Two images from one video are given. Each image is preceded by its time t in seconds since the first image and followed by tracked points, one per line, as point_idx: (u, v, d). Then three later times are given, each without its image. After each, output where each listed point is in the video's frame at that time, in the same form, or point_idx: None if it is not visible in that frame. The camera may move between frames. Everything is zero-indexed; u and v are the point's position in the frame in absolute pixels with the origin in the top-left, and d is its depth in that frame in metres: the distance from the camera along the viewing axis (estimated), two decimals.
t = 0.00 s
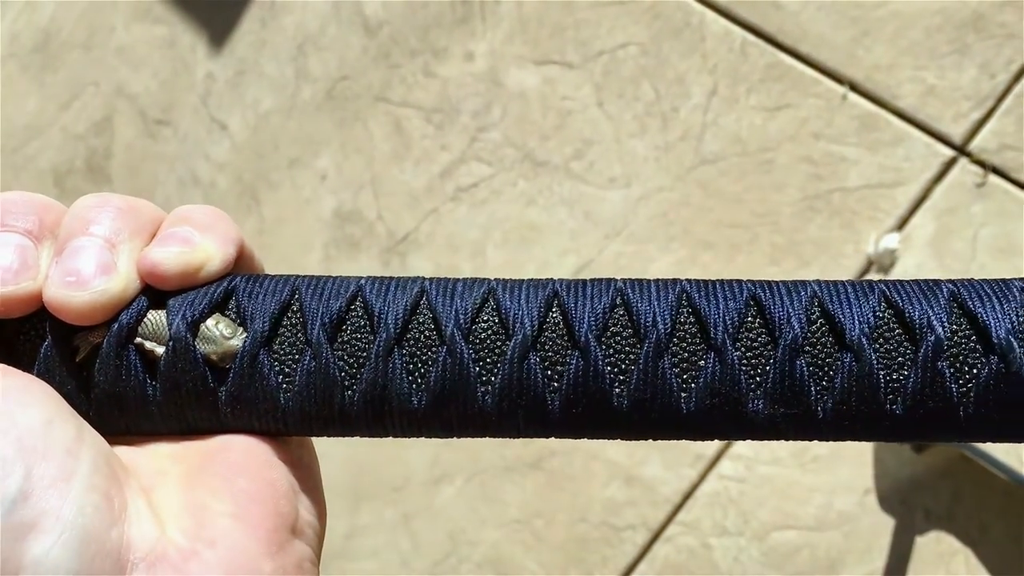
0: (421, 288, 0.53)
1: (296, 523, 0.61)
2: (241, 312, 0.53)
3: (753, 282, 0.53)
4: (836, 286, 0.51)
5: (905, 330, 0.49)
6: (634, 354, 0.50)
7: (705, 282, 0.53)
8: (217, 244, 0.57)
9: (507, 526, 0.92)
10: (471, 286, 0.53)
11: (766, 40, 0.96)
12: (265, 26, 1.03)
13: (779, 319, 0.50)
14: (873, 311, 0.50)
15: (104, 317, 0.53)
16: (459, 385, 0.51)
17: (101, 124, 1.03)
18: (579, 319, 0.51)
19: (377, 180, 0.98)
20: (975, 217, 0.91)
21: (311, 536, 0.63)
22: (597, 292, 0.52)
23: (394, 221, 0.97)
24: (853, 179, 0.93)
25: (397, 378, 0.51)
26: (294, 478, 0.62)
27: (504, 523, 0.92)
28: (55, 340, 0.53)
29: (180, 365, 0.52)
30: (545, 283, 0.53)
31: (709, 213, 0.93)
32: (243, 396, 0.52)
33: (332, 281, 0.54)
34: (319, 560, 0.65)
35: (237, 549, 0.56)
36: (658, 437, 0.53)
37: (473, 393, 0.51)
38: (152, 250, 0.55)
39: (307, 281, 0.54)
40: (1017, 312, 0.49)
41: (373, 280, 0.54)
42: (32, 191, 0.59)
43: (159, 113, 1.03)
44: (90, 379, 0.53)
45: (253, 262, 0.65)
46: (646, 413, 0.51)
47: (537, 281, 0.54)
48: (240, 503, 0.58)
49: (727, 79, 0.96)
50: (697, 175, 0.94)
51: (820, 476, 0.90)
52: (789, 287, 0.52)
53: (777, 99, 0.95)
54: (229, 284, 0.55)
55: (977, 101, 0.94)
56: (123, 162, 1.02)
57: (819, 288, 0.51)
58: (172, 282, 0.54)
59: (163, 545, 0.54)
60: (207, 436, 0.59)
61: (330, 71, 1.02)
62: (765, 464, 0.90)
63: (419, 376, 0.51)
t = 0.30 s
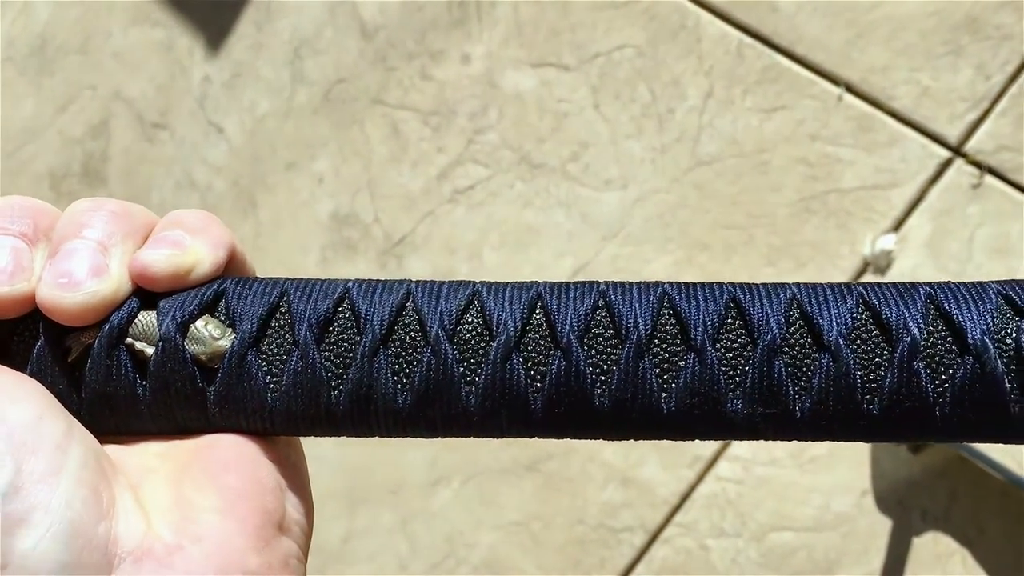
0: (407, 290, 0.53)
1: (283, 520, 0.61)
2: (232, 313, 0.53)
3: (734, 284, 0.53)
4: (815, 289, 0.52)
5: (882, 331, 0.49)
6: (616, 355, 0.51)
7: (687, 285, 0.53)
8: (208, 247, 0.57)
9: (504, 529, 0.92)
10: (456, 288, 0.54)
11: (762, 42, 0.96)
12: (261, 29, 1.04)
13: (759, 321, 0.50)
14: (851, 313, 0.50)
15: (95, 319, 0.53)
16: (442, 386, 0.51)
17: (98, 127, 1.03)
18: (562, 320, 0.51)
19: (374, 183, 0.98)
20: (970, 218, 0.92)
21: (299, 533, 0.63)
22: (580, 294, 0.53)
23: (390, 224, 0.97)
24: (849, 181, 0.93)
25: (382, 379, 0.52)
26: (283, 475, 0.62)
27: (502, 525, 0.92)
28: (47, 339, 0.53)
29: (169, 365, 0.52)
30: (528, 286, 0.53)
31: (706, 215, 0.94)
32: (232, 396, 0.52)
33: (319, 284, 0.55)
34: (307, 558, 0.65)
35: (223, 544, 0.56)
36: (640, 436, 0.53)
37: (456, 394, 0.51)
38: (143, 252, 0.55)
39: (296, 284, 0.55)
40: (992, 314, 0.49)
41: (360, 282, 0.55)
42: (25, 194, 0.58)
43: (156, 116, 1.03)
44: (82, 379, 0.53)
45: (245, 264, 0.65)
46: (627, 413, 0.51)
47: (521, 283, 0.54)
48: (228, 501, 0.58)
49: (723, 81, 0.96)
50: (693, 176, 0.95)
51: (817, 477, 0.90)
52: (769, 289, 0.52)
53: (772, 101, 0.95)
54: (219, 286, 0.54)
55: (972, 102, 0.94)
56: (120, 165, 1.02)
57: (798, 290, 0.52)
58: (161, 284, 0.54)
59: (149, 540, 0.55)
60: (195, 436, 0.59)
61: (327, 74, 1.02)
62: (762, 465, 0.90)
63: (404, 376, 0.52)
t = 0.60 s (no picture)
0: (384, 293, 0.54)
1: (260, 518, 0.61)
2: (211, 316, 0.53)
3: (706, 287, 0.53)
4: (786, 293, 0.52)
5: (849, 335, 0.49)
6: (586, 357, 0.51)
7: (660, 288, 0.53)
8: (189, 250, 0.58)
9: (501, 530, 0.92)
10: (430, 291, 0.54)
11: (757, 44, 0.96)
12: (258, 31, 1.04)
13: (728, 326, 0.50)
14: (820, 317, 0.50)
15: (75, 321, 0.53)
16: (415, 388, 0.51)
17: (95, 129, 1.03)
18: (534, 323, 0.51)
19: (370, 185, 0.99)
20: (965, 219, 0.92)
21: (277, 531, 0.63)
22: (553, 297, 0.53)
23: (387, 226, 0.98)
24: (844, 183, 0.94)
25: (356, 381, 0.52)
26: (260, 474, 0.62)
27: (498, 527, 0.92)
28: (30, 340, 0.54)
29: (148, 366, 0.52)
30: (502, 290, 0.54)
31: (701, 216, 0.94)
32: (209, 396, 0.53)
33: (297, 287, 0.55)
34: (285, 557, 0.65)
35: (199, 541, 0.56)
36: (611, 438, 0.53)
37: (429, 396, 0.52)
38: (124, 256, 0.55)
39: (274, 287, 0.55)
40: (958, 318, 0.49)
41: (337, 285, 0.55)
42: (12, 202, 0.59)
43: (152, 119, 1.03)
44: (63, 380, 0.53)
45: (227, 268, 0.65)
46: (596, 415, 0.51)
47: (496, 287, 0.54)
48: (204, 498, 0.58)
49: (718, 83, 0.96)
50: (689, 178, 0.95)
51: (813, 478, 0.90)
52: (739, 294, 0.52)
53: (768, 103, 0.95)
54: (199, 290, 0.55)
55: (967, 104, 0.94)
56: (116, 167, 1.02)
57: (769, 294, 0.52)
58: (142, 287, 0.54)
59: (127, 537, 0.55)
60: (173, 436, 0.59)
61: (323, 77, 1.02)
62: (758, 466, 0.91)
63: (377, 379, 0.52)
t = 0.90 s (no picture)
0: (353, 287, 0.54)
1: (229, 512, 0.61)
2: (179, 311, 0.54)
3: (674, 282, 0.54)
4: (756, 287, 0.52)
5: (820, 328, 0.50)
6: (554, 352, 0.51)
7: (628, 283, 0.54)
8: (158, 246, 0.59)
9: (497, 530, 0.92)
10: (400, 286, 0.54)
11: (752, 44, 0.96)
12: (255, 31, 1.04)
13: (697, 318, 0.51)
14: (790, 310, 0.51)
15: (42, 316, 0.53)
16: (383, 382, 0.52)
17: (91, 130, 1.03)
18: (502, 317, 0.52)
19: (366, 185, 0.99)
20: (960, 219, 0.92)
21: (246, 525, 0.63)
22: (521, 292, 0.53)
23: (383, 226, 0.98)
24: (840, 182, 0.94)
25: (325, 375, 0.52)
26: (229, 468, 0.63)
27: (495, 526, 0.92)
28: None
29: (114, 361, 0.53)
30: (471, 284, 0.54)
31: (697, 216, 0.94)
32: (176, 390, 0.53)
33: (267, 282, 0.55)
34: (256, 550, 0.65)
35: (162, 536, 0.56)
36: (578, 433, 0.53)
37: (397, 390, 0.52)
38: (91, 252, 0.56)
39: (243, 282, 0.55)
40: (930, 311, 0.49)
41: (307, 281, 0.55)
42: None
43: (149, 119, 1.03)
44: (30, 375, 0.54)
45: (199, 261, 0.66)
46: (564, 409, 0.52)
47: (464, 281, 0.55)
48: (170, 494, 0.58)
49: (714, 83, 0.96)
50: (685, 178, 0.95)
51: (809, 477, 0.90)
52: (709, 287, 0.53)
53: (763, 103, 0.95)
54: (168, 284, 0.56)
55: (961, 104, 0.94)
56: (113, 167, 1.02)
57: (739, 288, 0.52)
58: (108, 283, 0.55)
59: (90, 533, 0.55)
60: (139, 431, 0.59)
61: (319, 77, 1.02)
62: (754, 466, 0.91)
63: (345, 373, 0.52)
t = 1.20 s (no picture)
0: (316, 284, 0.54)
1: (190, 511, 0.61)
2: (139, 307, 0.54)
3: (646, 278, 0.53)
4: (730, 284, 0.52)
5: (794, 325, 0.49)
6: (520, 349, 0.51)
7: (600, 279, 0.53)
8: (120, 240, 0.58)
9: (493, 528, 0.92)
10: (365, 281, 0.54)
11: (748, 42, 0.96)
12: (249, 29, 1.04)
13: (667, 315, 0.50)
14: (763, 307, 0.50)
15: None
16: (346, 381, 0.52)
17: (86, 128, 1.04)
18: (466, 314, 0.52)
19: (362, 184, 0.99)
20: (955, 217, 0.91)
21: (209, 524, 0.63)
22: (488, 288, 0.53)
23: (379, 224, 0.97)
24: (836, 180, 0.93)
25: (286, 373, 0.52)
26: (190, 467, 0.62)
27: (491, 525, 0.92)
28: None
29: (72, 358, 0.53)
30: (437, 280, 0.54)
31: (693, 214, 0.94)
32: (135, 387, 0.53)
33: (231, 278, 0.55)
34: (221, 549, 0.65)
35: (118, 536, 0.56)
36: (546, 432, 0.53)
37: (360, 389, 0.52)
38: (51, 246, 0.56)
39: (206, 278, 0.55)
40: (907, 309, 0.49)
41: (271, 277, 0.55)
42: None
43: (144, 117, 1.04)
44: None
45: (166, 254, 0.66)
46: (530, 408, 0.51)
47: (432, 277, 0.55)
48: (128, 493, 0.58)
49: (710, 81, 0.96)
50: (680, 176, 0.95)
51: (805, 475, 0.90)
52: (682, 283, 0.52)
53: (759, 101, 0.95)
54: (129, 279, 0.56)
55: (957, 101, 0.94)
56: (109, 167, 1.03)
57: (712, 284, 0.52)
58: (68, 278, 0.55)
59: (44, 532, 0.55)
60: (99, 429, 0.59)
61: (315, 75, 1.02)
62: (750, 464, 0.91)
63: (307, 371, 0.52)
